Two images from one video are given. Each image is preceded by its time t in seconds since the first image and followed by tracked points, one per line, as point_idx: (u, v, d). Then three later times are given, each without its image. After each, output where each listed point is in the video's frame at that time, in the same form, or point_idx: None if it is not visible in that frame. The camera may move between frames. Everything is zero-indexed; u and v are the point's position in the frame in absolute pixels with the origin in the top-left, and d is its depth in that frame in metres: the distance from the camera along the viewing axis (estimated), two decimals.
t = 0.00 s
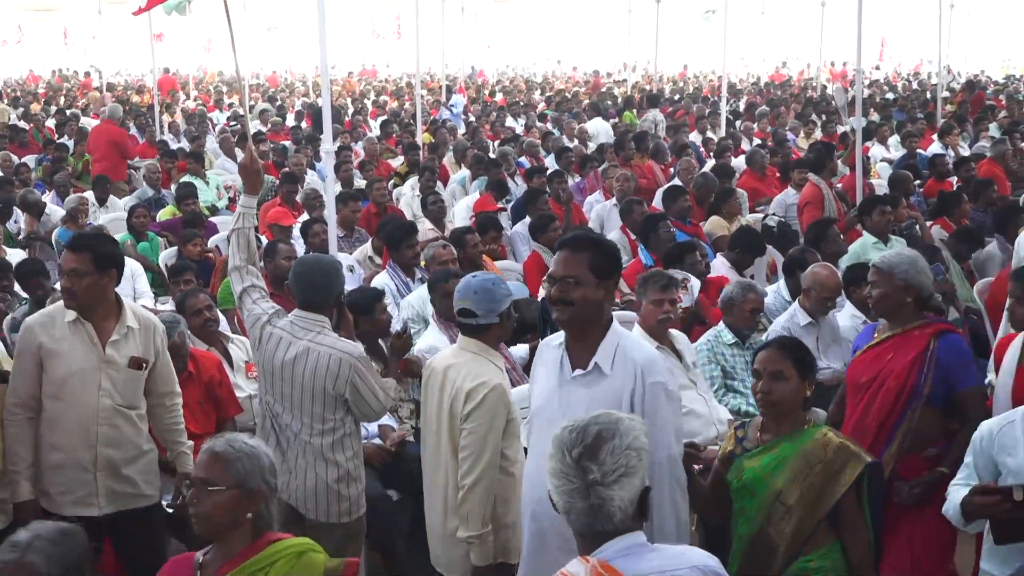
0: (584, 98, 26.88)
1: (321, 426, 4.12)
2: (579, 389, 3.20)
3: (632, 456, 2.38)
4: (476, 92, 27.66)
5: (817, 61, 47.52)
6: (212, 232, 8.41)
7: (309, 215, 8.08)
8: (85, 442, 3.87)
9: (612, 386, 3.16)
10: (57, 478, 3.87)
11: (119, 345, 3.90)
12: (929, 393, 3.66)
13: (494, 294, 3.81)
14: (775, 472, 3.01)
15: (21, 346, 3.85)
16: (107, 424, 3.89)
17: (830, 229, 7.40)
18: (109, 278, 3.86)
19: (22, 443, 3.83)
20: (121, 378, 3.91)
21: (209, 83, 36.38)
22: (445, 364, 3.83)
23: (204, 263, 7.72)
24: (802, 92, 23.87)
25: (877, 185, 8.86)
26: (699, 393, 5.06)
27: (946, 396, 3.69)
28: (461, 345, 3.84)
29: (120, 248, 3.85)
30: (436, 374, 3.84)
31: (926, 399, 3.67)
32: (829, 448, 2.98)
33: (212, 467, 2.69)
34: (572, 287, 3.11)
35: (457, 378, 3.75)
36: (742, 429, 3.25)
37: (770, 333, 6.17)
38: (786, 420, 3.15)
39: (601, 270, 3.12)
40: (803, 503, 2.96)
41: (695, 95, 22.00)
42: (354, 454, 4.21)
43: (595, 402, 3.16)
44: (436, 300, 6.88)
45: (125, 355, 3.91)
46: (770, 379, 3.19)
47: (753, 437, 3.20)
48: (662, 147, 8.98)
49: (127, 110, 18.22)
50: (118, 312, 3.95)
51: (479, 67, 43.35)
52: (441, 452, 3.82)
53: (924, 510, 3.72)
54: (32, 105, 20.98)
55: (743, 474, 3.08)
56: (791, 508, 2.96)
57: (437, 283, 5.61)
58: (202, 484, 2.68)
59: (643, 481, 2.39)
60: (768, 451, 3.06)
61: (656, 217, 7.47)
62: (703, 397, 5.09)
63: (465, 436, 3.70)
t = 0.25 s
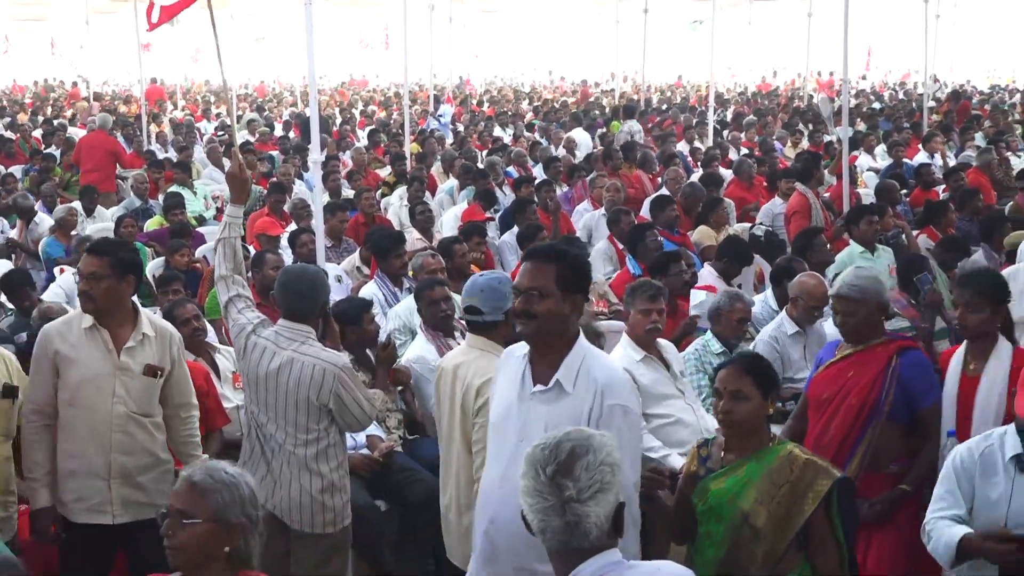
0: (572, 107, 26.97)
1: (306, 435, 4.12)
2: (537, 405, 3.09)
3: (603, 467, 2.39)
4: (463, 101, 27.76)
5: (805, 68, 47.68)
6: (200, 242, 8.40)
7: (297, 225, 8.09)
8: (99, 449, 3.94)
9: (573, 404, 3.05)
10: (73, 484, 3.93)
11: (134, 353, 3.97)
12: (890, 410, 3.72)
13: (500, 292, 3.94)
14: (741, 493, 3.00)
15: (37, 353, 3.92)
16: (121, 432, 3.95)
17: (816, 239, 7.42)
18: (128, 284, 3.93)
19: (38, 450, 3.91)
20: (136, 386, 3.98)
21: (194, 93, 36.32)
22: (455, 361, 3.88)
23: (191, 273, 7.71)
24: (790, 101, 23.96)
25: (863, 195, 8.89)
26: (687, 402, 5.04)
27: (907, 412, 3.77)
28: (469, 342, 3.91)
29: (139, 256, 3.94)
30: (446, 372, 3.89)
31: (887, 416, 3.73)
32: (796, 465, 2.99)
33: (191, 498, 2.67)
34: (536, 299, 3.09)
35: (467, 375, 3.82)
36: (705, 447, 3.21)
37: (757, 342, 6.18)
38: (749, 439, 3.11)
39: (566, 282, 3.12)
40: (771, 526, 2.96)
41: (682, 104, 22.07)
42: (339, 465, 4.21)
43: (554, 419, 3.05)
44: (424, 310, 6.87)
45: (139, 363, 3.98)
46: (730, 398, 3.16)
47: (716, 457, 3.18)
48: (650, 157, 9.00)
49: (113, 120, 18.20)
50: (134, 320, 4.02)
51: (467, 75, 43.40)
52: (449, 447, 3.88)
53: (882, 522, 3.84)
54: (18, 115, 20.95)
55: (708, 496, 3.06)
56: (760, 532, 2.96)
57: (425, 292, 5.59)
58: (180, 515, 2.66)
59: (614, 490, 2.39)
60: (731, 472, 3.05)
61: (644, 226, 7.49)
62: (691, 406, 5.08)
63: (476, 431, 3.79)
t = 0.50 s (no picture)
0: (553, 118, 27.02)
1: (282, 447, 4.10)
2: (475, 437, 3.12)
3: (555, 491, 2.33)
4: (444, 113, 27.75)
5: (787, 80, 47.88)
6: (177, 254, 8.38)
7: (276, 236, 8.08)
8: (91, 457, 4.08)
9: (513, 433, 3.11)
10: (69, 487, 4.09)
11: (127, 362, 4.12)
12: (845, 439, 3.76)
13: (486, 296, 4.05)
14: (685, 520, 3.03)
15: (36, 362, 4.10)
16: (112, 441, 4.09)
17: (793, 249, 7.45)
18: (126, 293, 4.11)
19: (36, 457, 4.09)
20: (128, 395, 4.12)
21: (176, 103, 36.20)
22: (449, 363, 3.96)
23: (169, 284, 7.69)
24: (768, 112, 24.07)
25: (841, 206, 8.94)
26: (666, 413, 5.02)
27: (862, 442, 3.81)
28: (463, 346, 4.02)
29: (136, 265, 4.13)
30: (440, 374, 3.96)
31: (842, 444, 3.77)
32: (743, 491, 3.02)
33: (119, 531, 2.60)
34: (471, 326, 3.10)
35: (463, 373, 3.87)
36: (648, 475, 3.27)
37: (735, 353, 6.19)
38: (691, 467, 3.17)
39: (502, 306, 3.11)
40: (717, 554, 2.99)
41: (662, 115, 22.14)
42: (315, 475, 4.19)
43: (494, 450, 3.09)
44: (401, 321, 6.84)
45: (132, 372, 4.12)
46: (673, 425, 3.22)
47: (658, 483, 3.23)
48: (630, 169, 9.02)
49: (92, 132, 18.12)
50: (130, 329, 4.19)
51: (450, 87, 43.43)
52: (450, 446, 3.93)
53: (833, 553, 3.85)
54: None
55: (652, 523, 3.09)
56: (705, 558, 2.99)
57: (402, 303, 5.59)
58: (108, 550, 2.59)
59: (569, 510, 2.33)
60: (678, 497, 3.08)
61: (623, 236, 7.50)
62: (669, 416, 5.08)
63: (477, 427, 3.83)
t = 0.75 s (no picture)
0: (530, 128, 27.09)
1: (255, 458, 4.05)
2: (389, 454, 3.05)
3: (473, 502, 2.40)
4: (421, 123, 27.77)
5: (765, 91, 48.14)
6: (152, 264, 8.35)
7: (251, 247, 8.06)
8: (60, 467, 4.09)
9: (426, 449, 3.03)
10: (43, 497, 4.12)
11: (98, 371, 4.11)
12: (802, 454, 3.57)
13: (498, 304, 4.07)
14: (622, 536, 2.93)
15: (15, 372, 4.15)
16: (82, 450, 4.10)
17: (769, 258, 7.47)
18: (99, 299, 4.11)
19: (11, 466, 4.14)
20: (99, 404, 4.11)
21: (152, 114, 36.11)
22: (453, 369, 4.02)
23: (144, 295, 7.65)
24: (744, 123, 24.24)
25: (815, 215, 8.98)
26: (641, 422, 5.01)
27: (820, 458, 3.63)
28: (470, 353, 4.08)
29: (112, 273, 4.13)
30: (444, 380, 4.01)
31: (799, 461, 3.58)
32: (679, 505, 2.93)
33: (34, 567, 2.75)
34: (376, 342, 3.04)
35: (469, 379, 3.93)
36: (582, 491, 3.12)
37: (710, 362, 6.17)
38: (630, 482, 3.05)
39: (412, 323, 3.07)
40: (651, 571, 2.90)
41: (637, 125, 22.24)
42: (291, 487, 4.14)
43: (407, 467, 3.02)
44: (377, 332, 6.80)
45: (103, 381, 4.11)
46: (607, 438, 3.12)
47: (594, 501, 3.08)
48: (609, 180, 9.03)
49: (66, 142, 18.05)
50: (105, 335, 4.18)
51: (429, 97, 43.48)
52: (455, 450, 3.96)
53: None
54: None
55: (586, 542, 2.98)
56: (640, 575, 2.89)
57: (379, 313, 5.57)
58: None
59: (490, 523, 2.37)
60: (613, 514, 2.97)
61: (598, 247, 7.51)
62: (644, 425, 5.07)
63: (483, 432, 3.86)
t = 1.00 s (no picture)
0: (509, 139, 27.12)
1: (228, 471, 4.03)
2: (305, 477, 3.09)
3: (409, 517, 2.42)
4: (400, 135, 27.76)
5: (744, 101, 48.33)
6: (129, 277, 8.33)
7: (229, 259, 8.05)
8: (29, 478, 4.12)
9: (340, 474, 3.06)
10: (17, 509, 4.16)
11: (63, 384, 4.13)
12: (752, 479, 3.49)
13: (518, 321, 4.09)
14: (554, 571, 2.91)
15: None
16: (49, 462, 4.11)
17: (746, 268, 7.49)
18: (63, 310, 4.13)
19: None
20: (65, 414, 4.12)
21: (129, 125, 35.97)
22: (476, 387, 4.10)
23: (120, 307, 7.62)
24: (722, 134, 24.32)
25: (792, 226, 9.01)
26: (619, 433, 5.01)
27: (772, 483, 3.54)
28: (492, 367, 4.13)
29: (76, 284, 4.15)
30: (467, 398, 4.11)
31: (750, 488, 3.50)
32: (610, 538, 2.90)
33: None
34: (290, 362, 3.10)
35: (492, 397, 4.02)
36: (522, 522, 3.12)
37: (687, 374, 6.16)
38: (566, 514, 3.01)
39: (324, 341, 3.14)
40: None
41: (614, 136, 22.28)
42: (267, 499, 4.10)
43: (321, 489, 3.06)
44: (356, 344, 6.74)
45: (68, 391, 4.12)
46: (540, 470, 3.06)
47: (532, 532, 3.09)
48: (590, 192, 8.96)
49: (42, 154, 17.96)
50: (74, 343, 4.21)
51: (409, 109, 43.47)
52: (475, 466, 4.09)
53: None
54: None
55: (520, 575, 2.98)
56: None
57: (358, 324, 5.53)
58: None
59: (422, 538, 2.40)
60: (547, 547, 2.96)
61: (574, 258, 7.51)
62: (622, 437, 5.08)
63: (501, 450, 3.96)
